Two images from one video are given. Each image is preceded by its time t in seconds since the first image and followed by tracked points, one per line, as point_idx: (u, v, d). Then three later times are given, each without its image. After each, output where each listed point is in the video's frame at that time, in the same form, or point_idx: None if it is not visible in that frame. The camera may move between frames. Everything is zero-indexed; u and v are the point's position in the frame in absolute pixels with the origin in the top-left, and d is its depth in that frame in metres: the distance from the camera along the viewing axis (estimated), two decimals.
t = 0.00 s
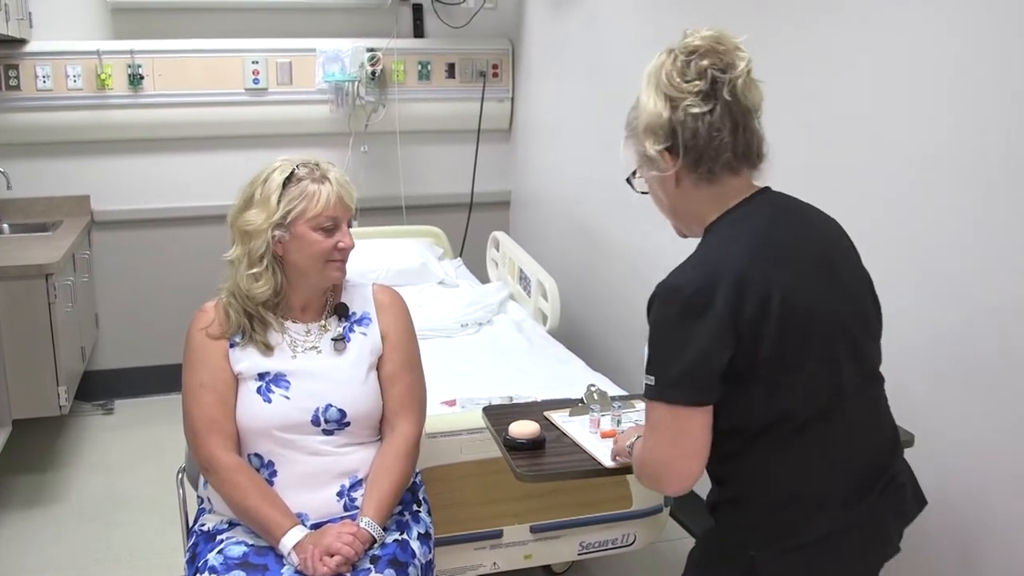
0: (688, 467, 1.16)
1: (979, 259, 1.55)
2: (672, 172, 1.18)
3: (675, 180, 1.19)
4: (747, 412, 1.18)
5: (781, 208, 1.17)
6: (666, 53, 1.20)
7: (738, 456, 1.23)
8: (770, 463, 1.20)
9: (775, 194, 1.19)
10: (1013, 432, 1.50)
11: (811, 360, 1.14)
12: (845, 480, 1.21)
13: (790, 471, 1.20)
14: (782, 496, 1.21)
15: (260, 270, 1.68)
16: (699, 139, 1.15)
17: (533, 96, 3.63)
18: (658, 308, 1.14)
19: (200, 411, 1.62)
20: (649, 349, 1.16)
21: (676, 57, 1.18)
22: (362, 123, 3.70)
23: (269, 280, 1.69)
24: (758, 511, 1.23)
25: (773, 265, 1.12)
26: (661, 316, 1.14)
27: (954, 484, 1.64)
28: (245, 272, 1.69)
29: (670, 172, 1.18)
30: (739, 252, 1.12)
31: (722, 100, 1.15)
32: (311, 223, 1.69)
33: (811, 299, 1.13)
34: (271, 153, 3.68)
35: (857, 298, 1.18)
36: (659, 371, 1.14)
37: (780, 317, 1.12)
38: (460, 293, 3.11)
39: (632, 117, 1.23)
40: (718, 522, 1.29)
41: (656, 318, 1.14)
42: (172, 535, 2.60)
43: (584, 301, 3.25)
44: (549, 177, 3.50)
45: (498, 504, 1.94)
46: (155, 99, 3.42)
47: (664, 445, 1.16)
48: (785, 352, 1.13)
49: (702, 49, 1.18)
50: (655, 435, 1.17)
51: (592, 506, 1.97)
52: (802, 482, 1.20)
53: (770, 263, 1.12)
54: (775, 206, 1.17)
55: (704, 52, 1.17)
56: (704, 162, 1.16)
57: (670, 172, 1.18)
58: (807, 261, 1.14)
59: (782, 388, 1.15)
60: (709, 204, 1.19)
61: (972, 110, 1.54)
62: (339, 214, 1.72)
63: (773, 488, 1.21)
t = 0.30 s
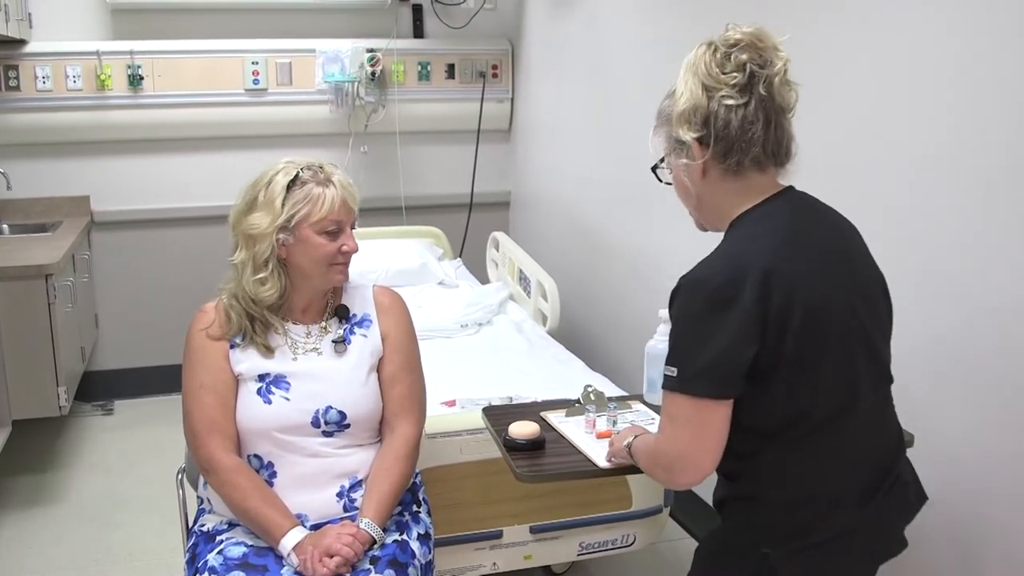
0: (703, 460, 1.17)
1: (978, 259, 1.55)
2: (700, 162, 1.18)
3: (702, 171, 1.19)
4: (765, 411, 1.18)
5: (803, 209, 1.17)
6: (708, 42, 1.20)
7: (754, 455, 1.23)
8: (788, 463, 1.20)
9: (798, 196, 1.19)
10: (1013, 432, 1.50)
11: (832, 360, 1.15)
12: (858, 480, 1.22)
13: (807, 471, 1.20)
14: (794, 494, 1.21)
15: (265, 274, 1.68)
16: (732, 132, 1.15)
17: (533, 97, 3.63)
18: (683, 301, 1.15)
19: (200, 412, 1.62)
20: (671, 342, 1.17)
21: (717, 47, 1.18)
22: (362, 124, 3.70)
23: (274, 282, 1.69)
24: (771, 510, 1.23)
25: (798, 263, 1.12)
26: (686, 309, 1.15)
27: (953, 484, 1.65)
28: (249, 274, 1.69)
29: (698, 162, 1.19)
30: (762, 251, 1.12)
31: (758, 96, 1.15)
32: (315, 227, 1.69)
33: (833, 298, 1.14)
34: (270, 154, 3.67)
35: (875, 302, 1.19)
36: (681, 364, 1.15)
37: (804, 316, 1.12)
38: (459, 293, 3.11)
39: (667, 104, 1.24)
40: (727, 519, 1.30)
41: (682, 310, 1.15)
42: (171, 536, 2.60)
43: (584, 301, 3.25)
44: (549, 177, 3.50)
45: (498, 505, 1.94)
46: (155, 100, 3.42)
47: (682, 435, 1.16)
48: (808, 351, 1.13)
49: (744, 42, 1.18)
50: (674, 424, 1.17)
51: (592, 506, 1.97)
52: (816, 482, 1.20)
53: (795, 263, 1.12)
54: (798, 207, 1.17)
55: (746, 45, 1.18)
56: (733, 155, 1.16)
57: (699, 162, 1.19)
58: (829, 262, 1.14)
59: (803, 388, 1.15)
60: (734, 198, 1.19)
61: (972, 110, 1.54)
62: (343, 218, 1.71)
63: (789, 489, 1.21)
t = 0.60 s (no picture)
0: (710, 454, 1.16)
1: (978, 258, 1.55)
2: (703, 159, 1.18)
3: (705, 169, 1.19)
4: (769, 408, 1.18)
5: (807, 208, 1.17)
6: (710, 41, 1.20)
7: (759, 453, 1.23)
8: (793, 461, 1.20)
9: (800, 193, 1.19)
10: (1012, 432, 1.50)
11: (837, 356, 1.15)
12: (860, 475, 1.22)
13: (811, 469, 1.20)
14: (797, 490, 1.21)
15: (262, 271, 1.68)
16: (736, 128, 1.15)
17: (533, 97, 3.63)
18: (691, 296, 1.14)
19: (200, 412, 1.62)
20: (678, 337, 1.16)
21: (720, 45, 1.18)
22: (362, 124, 3.70)
23: (271, 280, 1.69)
24: (774, 508, 1.23)
25: (805, 259, 1.13)
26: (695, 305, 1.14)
27: (953, 483, 1.64)
28: (247, 273, 1.69)
29: (702, 159, 1.18)
30: (770, 247, 1.12)
31: (762, 95, 1.15)
32: (310, 222, 1.69)
33: (839, 295, 1.14)
34: (270, 154, 3.68)
35: (876, 300, 1.20)
36: (689, 360, 1.14)
37: (811, 311, 1.12)
38: (459, 294, 3.11)
39: (669, 103, 1.23)
40: (729, 517, 1.29)
41: (689, 305, 1.14)
42: (171, 536, 2.60)
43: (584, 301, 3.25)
44: (549, 177, 3.50)
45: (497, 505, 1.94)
46: (155, 100, 3.42)
47: (688, 430, 1.15)
48: (815, 347, 1.13)
49: (746, 40, 1.18)
50: (680, 421, 1.16)
51: (592, 506, 1.97)
52: (820, 478, 1.20)
53: (803, 260, 1.12)
54: (801, 204, 1.17)
55: (748, 43, 1.18)
56: (737, 152, 1.16)
57: (702, 160, 1.18)
58: (835, 258, 1.15)
59: (809, 386, 1.15)
60: (738, 196, 1.19)
61: (972, 111, 1.54)
62: (338, 213, 1.72)
63: (793, 486, 1.21)
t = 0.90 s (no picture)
0: (710, 449, 1.16)
1: (978, 259, 1.55)
2: (708, 157, 1.18)
3: (708, 167, 1.19)
4: (767, 407, 1.18)
5: (806, 208, 1.17)
6: (716, 36, 1.19)
7: (757, 452, 1.23)
8: (791, 459, 1.20)
9: (801, 193, 1.19)
10: (1012, 432, 1.50)
11: (835, 356, 1.15)
12: (856, 474, 1.23)
13: (810, 467, 1.20)
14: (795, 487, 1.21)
15: (262, 272, 1.69)
16: (742, 128, 1.15)
17: (533, 97, 3.64)
18: (690, 293, 1.14)
19: (201, 412, 1.62)
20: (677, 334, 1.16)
21: (726, 42, 1.17)
22: (362, 124, 3.70)
23: (271, 281, 1.69)
24: (772, 506, 1.23)
25: (805, 260, 1.13)
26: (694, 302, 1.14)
27: (953, 483, 1.64)
28: (247, 273, 1.69)
29: (705, 157, 1.18)
30: (770, 246, 1.12)
31: (768, 95, 1.15)
32: (313, 226, 1.69)
33: (838, 295, 1.14)
34: (271, 154, 3.68)
35: (875, 301, 1.20)
36: (687, 357, 1.14)
37: (811, 311, 1.12)
38: (460, 294, 3.11)
39: (673, 97, 1.22)
40: (726, 514, 1.29)
41: (689, 302, 1.14)
42: (172, 536, 2.60)
43: (584, 301, 3.25)
44: (550, 177, 3.50)
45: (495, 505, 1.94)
46: (156, 100, 3.42)
47: (688, 427, 1.15)
48: (814, 346, 1.14)
49: (753, 38, 1.17)
50: (680, 417, 1.16)
51: (594, 506, 1.97)
52: (818, 476, 1.21)
53: (802, 259, 1.13)
54: (801, 204, 1.17)
55: (755, 41, 1.17)
56: (742, 152, 1.16)
57: (706, 158, 1.18)
58: (835, 259, 1.15)
59: (808, 385, 1.16)
60: (739, 193, 1.19)
61: (972, 110, 1.54)
62: (341, 218, 1.71)
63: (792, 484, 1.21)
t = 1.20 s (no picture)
0: (718, 438, 1.16)
1: (978, 259, 1.55)
2: (730, 153, 1.16)
3: (728, 161, 1.17)
4: (773, 399, 1.18)
5: (816, 204, 1.17)
6: (744, 23, 1.14)
7: (756, 437, 1.23)
8: (792, 449, 1.20)
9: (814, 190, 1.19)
10: (1011, 433, 1.50)
11: (843, 350, 1.15)
12: (854, 470, 1.23)
13: (811, 463, 1.20)
14: (794, 484, 1.22)
15: (269, 275, 1.69)
16: (768, 126, 1.13)
17: (534, 97, 3.64)
18: (701, 284, 1.14)
19: (203, 413, 1.62)
20: (687, 324, 1.15)
21: (756, 31, 1.12)
22: (363, 124, 3.70)
23: (278, 284, 1.69)
24: (768, 492, 1.23)
25: (817, 253, 1.13)
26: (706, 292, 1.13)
27: (953, 483, 1.64)
28: (254, 274, 1.69)
29: (726, 152, 1.16)
30: (780, 240, 1.12)
31: (795, 91, 1.13)
32: (321, 230, 1.69)
33: (847, 289, 1.14)
34: (271, 154, 3.68)
35: (879, 296, 1.21)
36: (697, 348, 1.14)
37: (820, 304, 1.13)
38: (460, 294, 3.11)
39: (695, 84, 1.19)
40: (722, 504, 1.30)
41: (700, 292, 1.14)
42: (173, 536, 2.60)
43: (584, 301, 3.26)
44: (550, 176, 3.50)
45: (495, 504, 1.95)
46: (156, 100, 3.42)
47: (694, 417, 1.15)
48: (823, 340, 1.14)
49: (783, 30, 1.13)
50: (686, 408, 1.16)
51: (595, 506, 1.97)
52: (816, 472, 1.21)
53: (813, 251, 1.13)
54: (812, 201, 1.17)
55: (785, 34, 1.13)
56: (765, 150, 1.15)
57: (727, 153, 1.16)
58: (843, 253, 1.15)
59: (814, 379, 1.16)
60: (757, 187, 1.19)
61: (971, 110, 1.54)
62: (349, 221, 1.72)
63: (791, 474, 1.21)
